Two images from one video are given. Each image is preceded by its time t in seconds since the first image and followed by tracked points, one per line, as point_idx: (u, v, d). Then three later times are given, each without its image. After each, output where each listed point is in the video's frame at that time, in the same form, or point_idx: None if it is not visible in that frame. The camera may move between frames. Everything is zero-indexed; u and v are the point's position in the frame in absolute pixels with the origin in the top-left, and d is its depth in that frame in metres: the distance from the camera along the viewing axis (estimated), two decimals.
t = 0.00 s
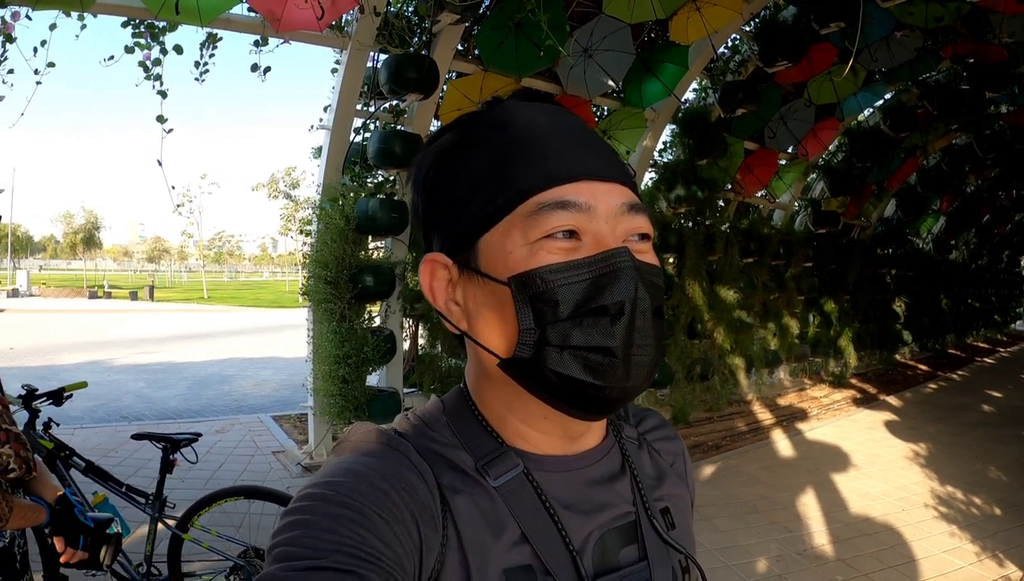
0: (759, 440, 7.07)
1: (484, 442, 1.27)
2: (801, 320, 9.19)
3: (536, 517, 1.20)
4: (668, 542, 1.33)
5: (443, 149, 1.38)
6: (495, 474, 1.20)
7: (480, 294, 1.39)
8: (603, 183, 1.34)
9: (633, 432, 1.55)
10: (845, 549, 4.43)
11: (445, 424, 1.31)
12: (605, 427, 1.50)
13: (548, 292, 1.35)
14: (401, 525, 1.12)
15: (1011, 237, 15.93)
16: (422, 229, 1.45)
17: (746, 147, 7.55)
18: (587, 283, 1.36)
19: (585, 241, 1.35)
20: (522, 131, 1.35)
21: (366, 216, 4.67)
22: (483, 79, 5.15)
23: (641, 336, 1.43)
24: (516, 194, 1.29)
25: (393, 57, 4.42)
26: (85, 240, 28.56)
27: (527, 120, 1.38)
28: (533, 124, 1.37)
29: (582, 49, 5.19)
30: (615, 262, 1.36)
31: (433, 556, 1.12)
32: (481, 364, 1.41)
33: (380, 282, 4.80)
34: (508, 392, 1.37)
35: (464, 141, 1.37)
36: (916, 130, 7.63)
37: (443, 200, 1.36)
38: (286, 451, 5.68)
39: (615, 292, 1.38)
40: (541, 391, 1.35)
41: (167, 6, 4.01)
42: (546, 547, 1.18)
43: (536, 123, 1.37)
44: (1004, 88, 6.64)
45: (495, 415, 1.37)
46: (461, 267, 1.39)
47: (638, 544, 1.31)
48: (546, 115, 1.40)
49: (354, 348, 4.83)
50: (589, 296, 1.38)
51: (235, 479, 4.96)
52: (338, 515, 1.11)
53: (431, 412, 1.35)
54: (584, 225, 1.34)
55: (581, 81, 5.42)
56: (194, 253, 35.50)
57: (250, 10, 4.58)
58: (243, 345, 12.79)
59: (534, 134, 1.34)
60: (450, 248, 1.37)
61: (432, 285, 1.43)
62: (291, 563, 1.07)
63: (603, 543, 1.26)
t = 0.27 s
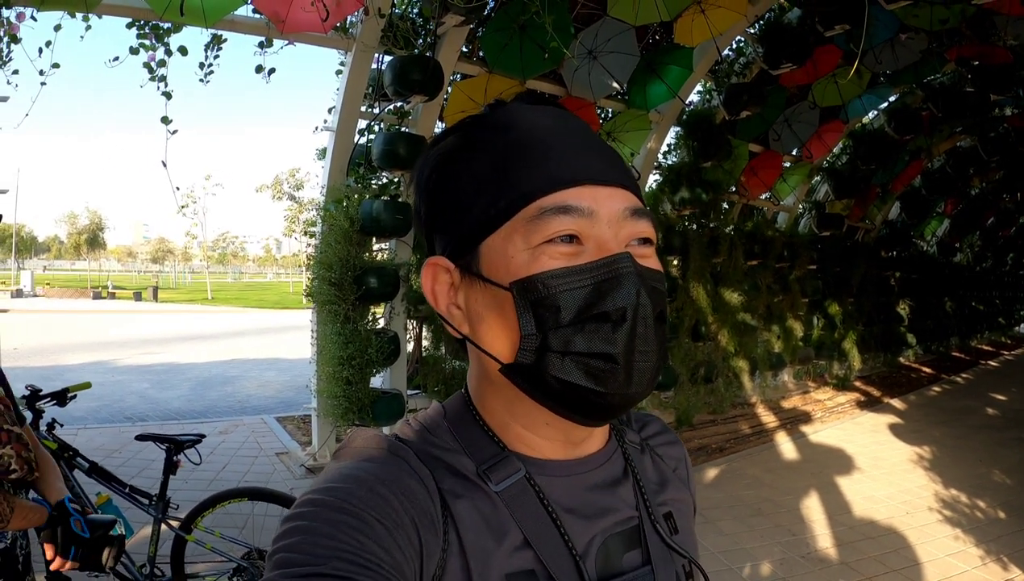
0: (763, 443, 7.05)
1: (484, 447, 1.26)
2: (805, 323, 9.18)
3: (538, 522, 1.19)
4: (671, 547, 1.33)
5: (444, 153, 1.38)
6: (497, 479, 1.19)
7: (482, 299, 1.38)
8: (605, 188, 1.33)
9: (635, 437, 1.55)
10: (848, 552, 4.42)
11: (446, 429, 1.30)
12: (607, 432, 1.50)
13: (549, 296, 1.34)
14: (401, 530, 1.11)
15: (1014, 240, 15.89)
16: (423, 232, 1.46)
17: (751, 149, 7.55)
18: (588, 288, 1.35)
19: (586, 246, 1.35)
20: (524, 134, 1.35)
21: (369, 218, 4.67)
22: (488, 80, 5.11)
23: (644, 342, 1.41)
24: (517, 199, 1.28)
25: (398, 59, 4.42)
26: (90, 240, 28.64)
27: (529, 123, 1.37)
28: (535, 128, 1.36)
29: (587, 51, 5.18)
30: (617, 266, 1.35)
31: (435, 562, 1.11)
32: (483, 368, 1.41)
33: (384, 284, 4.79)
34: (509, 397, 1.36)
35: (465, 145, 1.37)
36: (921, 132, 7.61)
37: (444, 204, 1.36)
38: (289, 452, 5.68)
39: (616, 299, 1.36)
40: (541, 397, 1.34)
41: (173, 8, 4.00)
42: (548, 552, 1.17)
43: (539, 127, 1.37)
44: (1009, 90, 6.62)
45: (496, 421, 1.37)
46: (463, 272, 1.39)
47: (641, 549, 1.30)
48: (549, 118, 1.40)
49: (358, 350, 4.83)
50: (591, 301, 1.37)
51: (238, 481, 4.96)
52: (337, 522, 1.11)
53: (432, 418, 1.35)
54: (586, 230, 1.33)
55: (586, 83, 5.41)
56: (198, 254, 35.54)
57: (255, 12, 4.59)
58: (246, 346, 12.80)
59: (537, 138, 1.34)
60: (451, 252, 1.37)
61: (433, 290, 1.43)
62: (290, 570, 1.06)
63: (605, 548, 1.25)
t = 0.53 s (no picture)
0: (765, 446, 7.05)
1: (494, 444, 1.26)
2: (808, 326, 9.18)
3: (544, 517, 1.20)
4: (672, 543, 1.33)
5: (457, 152, 1.41)
6: (503, 475, 1.20)
7: (487, 301, 1.39)
8: (613, 194, 1.33)
9: (638, 436, 1.56)
10: (851, 555, 4.42)
11: (455, 426, 1.31)
12: (611, 430, 1.51)
13: (551, 301, 1.34)
14: (410, 523, 1.12)
15: (1017, 243, 15.88)
16: (439, 230, 1.47)
17: (754, 152, 7.57)
18: (590, 295, 1.35)
19: (591, 252, 1.34)
20: (537, 136, 1.35)
21: (374, 219, 4.68)
22: (492, 83, 5.11)
23: (644, 352, 1.40)
24: (523, 202, 1.29)
25: (403, 61, 4.43)
26: (92, 242, 28.69)
27: (542, 125, 1.38)
28: (547, 130, 1.37)
29: (590, 54, 5.20)
30: (619, 275, 1.35)
31: (442, 557, 1.12)
32: (488, 369, 1.42)
33: (387, 286, 4.80)
34: (509, 399, 1.38)
35: (478, 144, 1.39)
36: (924, 135, 7.62)
37: (456, 203, 1.38)
38: (292, 453, 5.69)
39: (616, 307, 1.36)
40: (542, 401, 1.34)
41: (179, 9, 4.02)
42: (553, 547, 1.18)
43: (555, 129, 1.37)
44: (1012, 93, 6.63)
45: (500, 422, 1.38)
46: (472, 272, 1.40)
47: (643, 545, 1.31)
48: (566, 121, 1.40)
49: (362, 351, 4.84)
50: (592, 307, 1.36)
51: (242, 481, 4.97)
52: (347, 514, 1.12)
53: (439, 413, 1.36)
54: (590, 236, 1.33)
55: (589, 87, 5.41)
56: (201, 256, 35.58)
57: (260, 13, 4.61)
58: (249, 348, 12.81)
59: (550, 141, 1.34)
60: (462, 251, 1.39)
61: (444, 287, 1.44)
62: (301, 561, 1.08)
63: (608, 544, 1.25)
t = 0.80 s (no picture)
0: (766, 450, 7.04)
1: (483, 448, 1.24)
2: (809, 330, 9.18)
3: (535, 522, 1.18)
4: (663, 547, 1.32)
5: (447, 151, 1.41)
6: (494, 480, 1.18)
7: (464, 306, 1.40)
8: (581, 201, 1.29)
9: (628, 440, 1.54)
10: (851, 560, 4.41)
11: (443, 430, 1.29)
12: (599, 434, 1.49)
13: (513, 308, 1.33)
14: (404, 526, 1.10)
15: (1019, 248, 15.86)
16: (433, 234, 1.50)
17: (756, 156, 7.57)
18: (552, 302, 1.33)
19: (557, 260, 1.32)
20: (521, 139, 1.34)
21: (375, 223, 4.70)
22: (494, 87, 5.14)
23: (609, 364, 1.35)
24: (489, 210, 1.29)
25: (405, 64, 4.43)
26: (95, 243, 28.75)
27: (530, 129, 1.36)
28: (537, 135, 1.34)
29: (593, 58, 5.21)
30: (580, 284, 1.31)
31: (435, 561, 1.10)
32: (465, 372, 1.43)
33: (389, 289, 4.81)
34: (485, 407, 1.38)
35: (466, 145, 1.39)
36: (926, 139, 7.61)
37: (442, 207, 1.40)
38: (293, 456, 5.69)
39: (574, 317, 1.32)
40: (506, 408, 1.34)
41: (181, 12, 4.03)
42: (544, 552, 1.16)
43: (541, 132, 1.35)
44: (1014, 98, 6.62)
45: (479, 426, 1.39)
46: (454, 276, 1.41)
47: (634, 548, 1.29)
48: (556, 123, 1.37)
49: (363, 354, 4.84)
50: (552, 316, 1.33)
51: (243, 484, 4.97)
52: (341, 518, 1.10)
53: (427, 418, 1.35)
54: (555, 244, 1.30)
55: (591, 90, 5.46)
56: (203, 258, 35.61)
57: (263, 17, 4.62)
58: (251, 350, 12.82)
59: (529, 144, 1.32)
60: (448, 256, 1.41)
61: (433, 292, 1.47)
62: (295, 566, 1.05)
63: (599, 549, 1.23)
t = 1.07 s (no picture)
0: (767, 454, 7.03)
1: (480, 453, 1.24)
2: (810, 335, 9.17)
3: (534, 525, 1.17)
4: (662, 550, 1.31)
5: (447, 157, 1.42)
6: (494, 483, 1.17)
7: (456, 311, 1.40)
8: (570, 208, 1.28)
9: (626, 444, 1.54)
10: (852, 564, 4.40)
11: (438, 436, 1.28)
12: (596, 439, 1.48)
13: (501, 314, 1.33)
14: (402, 531, 1.09)
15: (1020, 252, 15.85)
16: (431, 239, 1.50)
17: (757, 161, 7.57)
18: (538, 308, 1.32)
19: (545, 266, 1.31)
20: (517, 146, 1.34)
21: (377, 226, 4.69)
22: (495, 90, 5.15)
23: (594, 370, 1.34)
24: (479, 216, 1.28)
25: (407, 68, 4.44)
26: (95, 245, 28.75)
27: (526, 136, 1.35)
28: (536, 143, 1.34)
29: (594, 62, 5.23)
30: (567, 291, 1.30)
31: (434, 565, 1.09)
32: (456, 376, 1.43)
33: (390, 293, 4.81)
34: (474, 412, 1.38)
35: (464, 152, 1.39)
36: (927, 143, 7.62)
37: (438, 213, 1.41)
38: (293, 459, 5.68)
39: (558, 323, 1.31)
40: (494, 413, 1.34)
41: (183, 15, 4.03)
42: (545, 556, 1.15)
43: (537, 139, 1.35)
44: (1015, 102, 6.62)
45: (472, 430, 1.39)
46: (447, 281, 1.42)
47: (633, 552, 1.28)
48: (554, 130, 1.37)
49: (363, 358, 4.83)
50: (538, 322, 1.33)
51: (242, 487, 4.96)
52: (338, 523, 1.09)
53: (425, 424, 1.35)
54: (544, 250, 1.30)
55: (592, 94, 5.46)
56: (203, 261, 35.60)
57: (264, 19, 4.62)
58: (251, 353, 12.81)
59: (524, 150, 1.32)
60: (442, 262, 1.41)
61: (430, 297, 1.48)
62: (293, 571, 1.05)
63: (599, 552, 1.22)
